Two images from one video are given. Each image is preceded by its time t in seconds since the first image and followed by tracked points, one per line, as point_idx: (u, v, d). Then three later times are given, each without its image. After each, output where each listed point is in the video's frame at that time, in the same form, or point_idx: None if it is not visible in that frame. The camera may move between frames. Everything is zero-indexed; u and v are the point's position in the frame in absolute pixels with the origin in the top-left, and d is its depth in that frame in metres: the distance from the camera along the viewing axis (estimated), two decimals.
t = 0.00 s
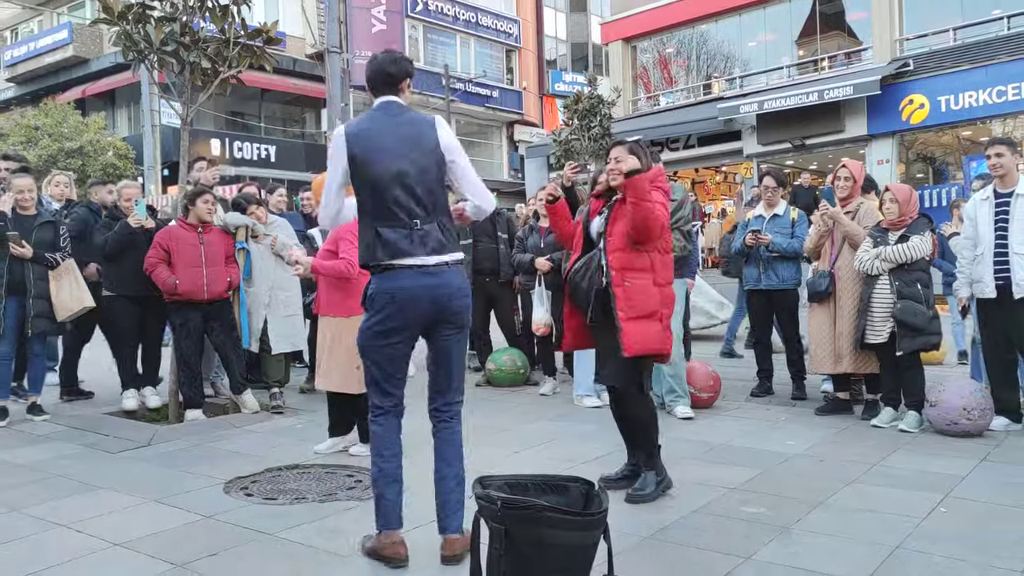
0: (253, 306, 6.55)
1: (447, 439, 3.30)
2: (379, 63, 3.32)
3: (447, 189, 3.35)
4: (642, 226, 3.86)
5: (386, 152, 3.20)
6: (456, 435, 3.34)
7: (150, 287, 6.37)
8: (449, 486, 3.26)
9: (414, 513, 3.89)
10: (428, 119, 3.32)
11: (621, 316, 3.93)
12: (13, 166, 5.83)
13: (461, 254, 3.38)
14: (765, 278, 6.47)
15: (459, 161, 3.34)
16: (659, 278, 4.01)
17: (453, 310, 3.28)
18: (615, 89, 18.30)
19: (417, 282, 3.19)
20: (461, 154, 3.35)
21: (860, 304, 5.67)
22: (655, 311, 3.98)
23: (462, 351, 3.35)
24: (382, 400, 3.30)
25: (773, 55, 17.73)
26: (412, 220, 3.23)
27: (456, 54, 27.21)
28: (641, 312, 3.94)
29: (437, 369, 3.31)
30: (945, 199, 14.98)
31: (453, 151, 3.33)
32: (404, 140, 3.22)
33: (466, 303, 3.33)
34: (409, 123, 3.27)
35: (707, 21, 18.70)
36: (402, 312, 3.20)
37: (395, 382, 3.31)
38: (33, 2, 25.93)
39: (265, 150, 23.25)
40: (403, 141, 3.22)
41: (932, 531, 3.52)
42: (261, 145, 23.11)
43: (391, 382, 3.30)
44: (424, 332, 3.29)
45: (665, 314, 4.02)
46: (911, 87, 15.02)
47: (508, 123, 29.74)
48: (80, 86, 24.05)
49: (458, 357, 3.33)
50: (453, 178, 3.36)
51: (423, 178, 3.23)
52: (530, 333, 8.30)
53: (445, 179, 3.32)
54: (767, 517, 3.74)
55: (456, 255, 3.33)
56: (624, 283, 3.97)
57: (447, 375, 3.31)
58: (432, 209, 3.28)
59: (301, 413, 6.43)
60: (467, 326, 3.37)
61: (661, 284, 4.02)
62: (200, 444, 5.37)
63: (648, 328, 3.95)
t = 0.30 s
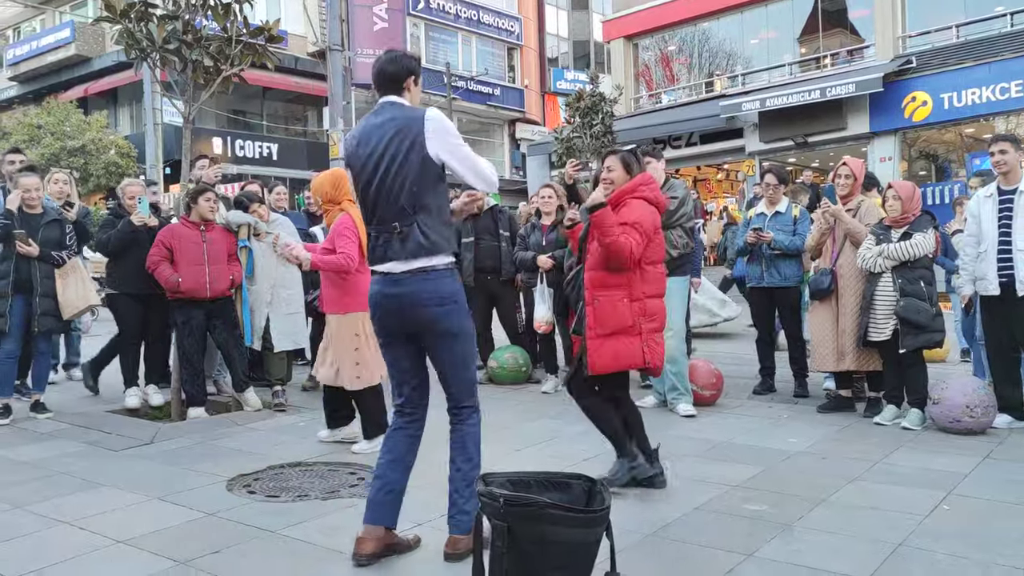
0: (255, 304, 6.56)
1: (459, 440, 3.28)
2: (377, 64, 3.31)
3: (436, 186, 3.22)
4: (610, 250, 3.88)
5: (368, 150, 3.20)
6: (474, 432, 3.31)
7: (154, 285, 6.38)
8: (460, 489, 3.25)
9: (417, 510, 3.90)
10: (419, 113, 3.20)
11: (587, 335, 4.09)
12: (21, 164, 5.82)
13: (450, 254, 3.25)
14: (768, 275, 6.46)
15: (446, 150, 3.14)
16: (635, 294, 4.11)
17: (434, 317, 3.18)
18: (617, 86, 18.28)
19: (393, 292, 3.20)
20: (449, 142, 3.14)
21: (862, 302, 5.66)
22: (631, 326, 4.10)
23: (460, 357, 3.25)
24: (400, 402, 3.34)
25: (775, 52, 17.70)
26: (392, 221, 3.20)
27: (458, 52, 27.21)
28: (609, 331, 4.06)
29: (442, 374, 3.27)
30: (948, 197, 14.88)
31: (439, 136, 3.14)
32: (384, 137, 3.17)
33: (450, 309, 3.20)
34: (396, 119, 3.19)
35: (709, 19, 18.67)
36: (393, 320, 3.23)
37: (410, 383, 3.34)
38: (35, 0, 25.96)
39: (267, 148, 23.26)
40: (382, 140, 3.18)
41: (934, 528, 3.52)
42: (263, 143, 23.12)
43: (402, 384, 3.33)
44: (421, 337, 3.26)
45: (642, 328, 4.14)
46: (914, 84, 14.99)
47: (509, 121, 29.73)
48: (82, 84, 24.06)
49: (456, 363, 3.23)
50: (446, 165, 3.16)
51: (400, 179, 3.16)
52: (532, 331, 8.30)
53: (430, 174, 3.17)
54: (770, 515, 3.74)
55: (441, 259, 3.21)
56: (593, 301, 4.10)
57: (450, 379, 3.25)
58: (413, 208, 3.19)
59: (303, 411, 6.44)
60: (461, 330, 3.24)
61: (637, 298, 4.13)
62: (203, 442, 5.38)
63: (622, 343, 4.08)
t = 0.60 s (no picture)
0: (259, 303, 6.58)
1: (456, 433, 3.25)
2: (376, 69, 3.29)
3: (411, 194, 3.17)
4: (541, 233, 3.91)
5: (349, 153, 3.22)
6: (479, 422, 3.28)
7: (159, 284, 6.39)
8: (457, 483, 3.21)
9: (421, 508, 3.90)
10: (404, 120, 3.17)
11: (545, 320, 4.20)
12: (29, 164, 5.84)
13: (416, 264, 3.18)
14: (772, 273, 6.45)
15: (427, 158, 3.12)
16: (585, 279, 4.05)
17: (398, 329, 3.15)
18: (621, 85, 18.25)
19: (354, 305, 3.21)
20: (430, 151, 3.12)
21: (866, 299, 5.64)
22: (579, 313, 4.05)
23: (441, 361, 3.19)
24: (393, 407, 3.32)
25: (779, 50, 17.64)
26: (362, 223, 3.19)
27: (461, 51, 27.20)
28: (560, 316, 4.10)
29: (430, 377, 3.24)
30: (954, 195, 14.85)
31: (424, 144, 3.11)
32: (361, 143, 3.18)
33: (408, 320, 3.14)
34: (377, 124, 3.18)
35: (713, 17, 18.62)
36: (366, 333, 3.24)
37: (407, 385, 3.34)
38: None
39: (271, 147, 23.28)
40: (360, 145, 3.19)
41: (940, 526, 3.50)
42: (267, 142, 23.15)
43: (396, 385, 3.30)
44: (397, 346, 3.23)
45: (591, 316, 4.03)
46: (919, 81, 14.94)
47: (513, 119, 29.71)
48: (86, 84, 24.10)
49: (442, 367, 3.19)
50: (429, 173, 3.12)
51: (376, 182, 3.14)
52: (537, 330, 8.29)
53: (401, 182, 3.13)
54: (775, 513, 3.73)
55: (398, 270, 3.14)
56: (551, 288, 4.18)
57: (444, 378, 3.23)
58: (380, 214, 3.16)
59: (307, 409, 6.44)
60: (434, 337, 3.17)
61: (588, 284, 4.05)
62: (207, 440, 5.38)
63: (572, 331, 4.08)
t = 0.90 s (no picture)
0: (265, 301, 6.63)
1: (409, 449, 3.13)
2: (375, 63, 3.27)
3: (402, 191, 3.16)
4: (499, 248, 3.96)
5: (344, 146, 3.23)
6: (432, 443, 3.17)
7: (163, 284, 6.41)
8: (398, 498, 3.09)
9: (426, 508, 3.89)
10: (397, 114, 3.15)
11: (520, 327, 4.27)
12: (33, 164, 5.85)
13: (405, 260, 3.18)
14: (777, 272, 6.43)
15: (417, 154, 3.07)
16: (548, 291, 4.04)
17: (380, 326, 3.13)
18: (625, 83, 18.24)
19: (347, 297, 3.20)
20: (416, 146, 3.07)
21: (870, 298, 5.65)
22: (540, 324, 4.07)
23: (409, 370, 3.14)
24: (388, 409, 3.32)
25: (784, 48, 17.60)
26: (355, 218, 3.21)
27: (465, 50, 27.22)
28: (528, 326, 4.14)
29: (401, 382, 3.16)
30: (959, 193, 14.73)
31: (411, 141, 3.07)
32: (357, 136, 3.18)
33: (394, 317, 3.12)
34: (371, 118, 3.17)
35: (717, 15, 18.59)
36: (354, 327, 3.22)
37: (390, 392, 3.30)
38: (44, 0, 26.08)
39: (276, 147, 23.31)
40: (355, 139, 3.17)
41: (947, 525, 3.49)
42: (271, 142, 23.18)
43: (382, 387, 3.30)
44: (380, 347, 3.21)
45: (551, 326, 4.02)
46: (924, 79, 14.90)
47: (517, 118, 29.70)
48: (91, 83, 24.15)
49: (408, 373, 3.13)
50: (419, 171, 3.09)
51: (369, 176, 3.12)
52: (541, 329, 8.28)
53: (392, 178, 3.12)
54: (781, 513, 3.71)
55: (390, 265, 3.15)
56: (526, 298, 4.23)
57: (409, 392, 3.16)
58: (371, 209, 3.15)
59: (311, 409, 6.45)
60: (414, 340, 3.14)
61: (551, 296, 4.03)
62: (212, 440, 5.38)
63: (536, 340, 4.09)
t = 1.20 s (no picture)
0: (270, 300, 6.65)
1: (423, 452, 3.12)
2: (373, 66, 3.26)
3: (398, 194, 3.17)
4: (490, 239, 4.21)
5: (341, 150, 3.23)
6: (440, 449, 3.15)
7: (168, 285, 6.41)
8: (403, 502, 3.09)
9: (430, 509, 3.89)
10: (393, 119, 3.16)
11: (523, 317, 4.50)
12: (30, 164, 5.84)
13: (406, 263, 3.16)
14: (782, 272, 6.42)
15: (408, 157, 3.07)
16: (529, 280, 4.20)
17: (385, 328, 3.12)
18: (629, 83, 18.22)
19: (349, 303, 3.19)
20: (406, 151, 3.07)
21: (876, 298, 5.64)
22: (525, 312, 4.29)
23: (420, 369, 3.12)
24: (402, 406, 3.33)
25: (788, 48, 17.56)
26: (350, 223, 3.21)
27: (470, 50, 27.25)
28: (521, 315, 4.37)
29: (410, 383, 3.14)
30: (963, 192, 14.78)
31: (404, 143, 3.07)
32: (353, 141, 3.19)
33: (399, 318, 3.11)
34: (366, 123, 3.18)
35: (721, 15, 18.56)
36: (359, 332, 3.23)
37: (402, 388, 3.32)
38: (50, 2, 26.18)
39: (280, 148, 23.34)
40: (350, 143, 3.19)
41: (953, 526, 3.48)
42: (276, 143, 23.21)
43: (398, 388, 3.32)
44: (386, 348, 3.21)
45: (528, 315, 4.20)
46: (929, 79, 14.86)
47: (522, 118, 29.69)
48: (96, 85, 24.22)
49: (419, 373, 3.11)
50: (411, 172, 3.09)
51: (362, 180, 3.13)
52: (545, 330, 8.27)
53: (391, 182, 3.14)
54: (786, 513, 3.71)
55: (392, 268, 3.13)
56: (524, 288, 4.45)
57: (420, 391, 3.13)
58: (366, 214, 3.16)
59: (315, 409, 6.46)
60: (419, 340, 3.12)
61: (530, 285, 4.20)
62: (217, 441, 5.39)
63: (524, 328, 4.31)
